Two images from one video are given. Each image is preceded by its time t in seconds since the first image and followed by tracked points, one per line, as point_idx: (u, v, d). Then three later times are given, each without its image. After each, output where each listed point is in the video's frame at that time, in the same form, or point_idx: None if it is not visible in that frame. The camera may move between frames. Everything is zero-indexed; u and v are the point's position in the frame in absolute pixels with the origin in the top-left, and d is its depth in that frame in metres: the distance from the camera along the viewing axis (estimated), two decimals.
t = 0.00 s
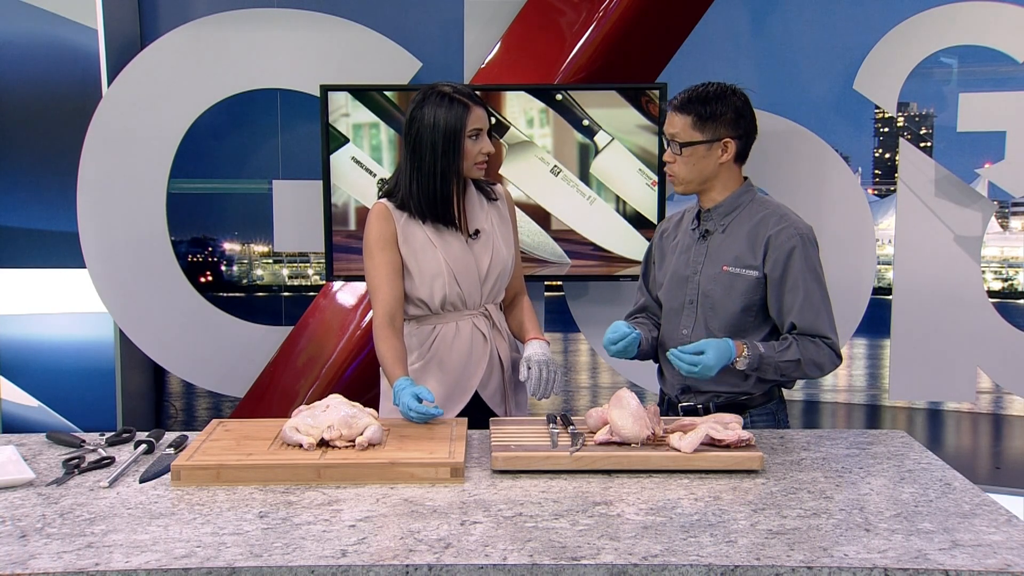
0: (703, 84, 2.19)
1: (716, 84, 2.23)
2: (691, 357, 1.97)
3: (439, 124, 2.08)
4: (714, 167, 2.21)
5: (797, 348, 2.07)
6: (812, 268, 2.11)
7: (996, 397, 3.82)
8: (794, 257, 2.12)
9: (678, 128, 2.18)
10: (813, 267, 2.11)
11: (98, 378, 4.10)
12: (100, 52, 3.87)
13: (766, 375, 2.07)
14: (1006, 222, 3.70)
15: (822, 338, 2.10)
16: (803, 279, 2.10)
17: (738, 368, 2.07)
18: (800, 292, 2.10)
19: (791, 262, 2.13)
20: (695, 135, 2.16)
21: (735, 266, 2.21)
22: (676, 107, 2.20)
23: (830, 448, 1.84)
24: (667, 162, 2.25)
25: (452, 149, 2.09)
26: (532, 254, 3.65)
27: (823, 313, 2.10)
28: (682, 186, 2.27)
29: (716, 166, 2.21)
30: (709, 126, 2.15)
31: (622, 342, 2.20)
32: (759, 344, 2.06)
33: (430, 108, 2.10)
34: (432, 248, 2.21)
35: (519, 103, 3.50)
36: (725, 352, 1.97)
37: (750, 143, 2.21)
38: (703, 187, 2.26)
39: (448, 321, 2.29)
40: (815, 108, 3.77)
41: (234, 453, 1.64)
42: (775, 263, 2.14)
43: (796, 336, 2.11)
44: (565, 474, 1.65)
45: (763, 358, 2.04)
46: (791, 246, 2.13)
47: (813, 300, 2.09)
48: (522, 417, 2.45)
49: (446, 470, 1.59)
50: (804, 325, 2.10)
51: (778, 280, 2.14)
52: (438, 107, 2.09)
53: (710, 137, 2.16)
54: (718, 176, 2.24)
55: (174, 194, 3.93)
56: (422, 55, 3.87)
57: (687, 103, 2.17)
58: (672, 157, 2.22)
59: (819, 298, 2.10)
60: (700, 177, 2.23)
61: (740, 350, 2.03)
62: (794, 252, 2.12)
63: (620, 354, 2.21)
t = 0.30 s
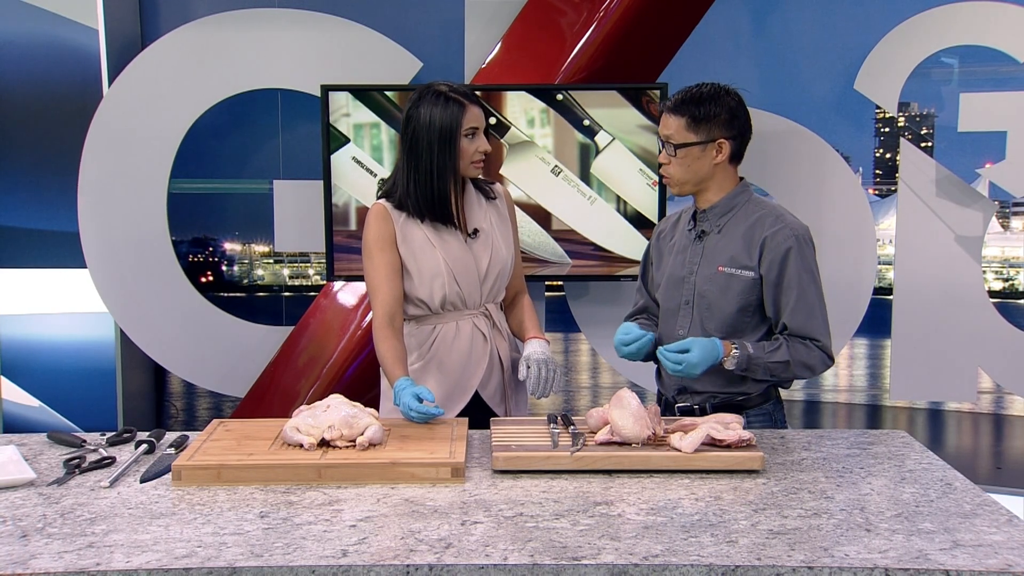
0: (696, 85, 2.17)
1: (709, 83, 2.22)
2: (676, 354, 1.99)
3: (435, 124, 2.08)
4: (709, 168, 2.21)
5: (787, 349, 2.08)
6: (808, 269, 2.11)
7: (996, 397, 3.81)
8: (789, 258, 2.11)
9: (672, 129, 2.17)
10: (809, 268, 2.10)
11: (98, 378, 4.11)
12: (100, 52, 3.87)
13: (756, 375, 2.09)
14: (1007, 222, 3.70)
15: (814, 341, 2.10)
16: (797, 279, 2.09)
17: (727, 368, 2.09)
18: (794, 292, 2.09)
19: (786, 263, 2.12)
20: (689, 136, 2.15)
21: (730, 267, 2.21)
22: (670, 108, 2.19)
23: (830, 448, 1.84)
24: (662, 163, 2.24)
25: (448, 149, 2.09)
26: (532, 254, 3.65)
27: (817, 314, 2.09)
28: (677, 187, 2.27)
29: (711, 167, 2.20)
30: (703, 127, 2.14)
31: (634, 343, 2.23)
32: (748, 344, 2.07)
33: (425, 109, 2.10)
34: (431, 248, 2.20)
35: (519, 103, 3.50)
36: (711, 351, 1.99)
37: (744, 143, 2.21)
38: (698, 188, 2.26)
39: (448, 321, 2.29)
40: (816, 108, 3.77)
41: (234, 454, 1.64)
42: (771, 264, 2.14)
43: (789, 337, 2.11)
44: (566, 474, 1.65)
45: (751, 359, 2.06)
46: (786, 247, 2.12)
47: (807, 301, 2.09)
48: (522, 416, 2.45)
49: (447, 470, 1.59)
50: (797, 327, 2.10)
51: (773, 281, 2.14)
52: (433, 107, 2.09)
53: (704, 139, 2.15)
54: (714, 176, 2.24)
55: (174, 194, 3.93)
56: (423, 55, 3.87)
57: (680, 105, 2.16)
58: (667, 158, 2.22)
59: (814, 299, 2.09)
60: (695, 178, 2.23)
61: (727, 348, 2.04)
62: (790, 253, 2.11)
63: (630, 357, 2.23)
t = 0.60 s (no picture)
0: (694, 86, 2.18)
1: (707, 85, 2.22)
2: (671, 353, 1.99)
3: (427, 124, 2.08)
4: (707, 169, 2.20)
5: (783, 349, 2.09)
6: (806, 269, 2.11)
7: (998, 397, 3.80)
8: (789, 258, 2.11)
9: (670, 131, 2.17)
10: (807, 268, 2.11)
11: (100, 377, 4.11)
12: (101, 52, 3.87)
13: (751, 374, 2.10)
14: (1008, 222, 3.69)
15: (810, 341, 2.11)
16: (797, 279, 2.09)
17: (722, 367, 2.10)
18: (793, 292, 2.09)
19: (785, 263, 2.13)
20: (686, 137, 2.15)
21: (729, 267, 2.21)
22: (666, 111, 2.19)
23: (832, 448, 1.84)
24: (660, 165, 2.24)
25: (440, 149, 2.10)
26: (533, 254, 3.65)
27: (815, 314, 2.10)
28: (676, 188, 2.27)
29: (708, 168, 2.19)
30: (700, 128, 2.14)
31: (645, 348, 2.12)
32: (743, 343, 2.08)
33: (416, 108, 2.11)
34: (428, 249, 2.21)
35: (521, 104, 3.50)
36: (706, 350, 2.00)
37: (742, 144, 2.20)
38: (696, 189, 2.25)
39: (445, 322, 2.29)
40: (817, 108, 3.76)
41: (236, 453, 1.65)
42: (770, 264, 2.14)
43: (788, 337, 2.11)
44: (567, 475, 1.65)
45: (747, 358, 2.07)
46: (785, 247, 2.12)
47: (806, 301, 2.09)
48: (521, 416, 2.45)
49: (449, 471, 1.59)
50: (795, 326, 2.10)
51: (772, 281, 2.14)
52: (426, 107, 2.10)
53: (701, 140, 2.15)
54: (711, 178, 2.23)
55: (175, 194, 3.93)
56: (423, 55, 3.86)
57: (677, 106, 2.16)
58: (665, 160, 2.22)
59: (812, 298, 2.09)
60: (693, 180, 2.23)
61: (722, 347, 2.05)
62: (789, 253, 2.12)
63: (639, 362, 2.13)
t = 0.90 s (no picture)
0: (685, 88, 2.15)
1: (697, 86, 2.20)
2: (669, 354, 2.00)
3: (422, 125, 2.10)
4: (705, 171, 2.19)
5: (781, 348, 2.08)
6: (803, 268, 2.10)
7: (999, 397, 3.79)
8: (786, 257, 2.11)
9: (666, 136, 2.14)
10: (805, 267, 2.10)
11: (101, 377, 4.11)
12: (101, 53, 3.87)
13: (749, 374, 2.09)
14: (1010, 222, 3.68)
15: (808, 340, 2.10)
16: (794, 278, 2.09)
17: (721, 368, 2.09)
18: (790, 292, 2.09)
19: (782, 262, 2.12)
20: (683, 141, 2.13)
21: (726, 268, 2.21)
22: (660, 114, 2.17)
23: (833, 448, 1.84)
24: (657, 170, 2.21)
25: (435, 150, 2.11)
26: (534, 254, 3.66)
27: (813, 313, 2.09)
28: (674, 192, 2.25)
29: (706, 169, 2.18)
30: (696, 131, 2.12)
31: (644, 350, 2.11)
32: (741, 343, 2.08)
33: (410, 109, 2.12)
34: (421, 248, 2.21)
35: (522, 103, 3.51)
36: (704, 350, 1.99)
37: (737, 142, 2.19)
38: (694, 191, 2.24)
39: (440, 321, 2.29)
40: (818, 109, 3.76)
41: (237, 453, 1.65)
42: (767, 264, 2.14)
43: (785, 336, 2.11)
44: (568, 474, 1.65)
45: (745, 358, 2.06)
46: (782, 246, 2.12)
47: (803, 300, 2.09)
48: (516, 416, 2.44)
49: (450, 470, 1.59)
50: (793, 326, 2.09)
51: (769, 281, 2.14)
52: (420, 108, 2.11)
53: (698, 143, 2.13)
54: (709, 178, 2.22)
55: (176, 194, 3.94)
56: (424, 55, 3.86)
57: (670, 110, 2.14)
58: (662, 165, 2.19)
59: (810, 297, 2.09)
60: (692, 183, 2.21)
61: (720, 347, 2.05)
62: (786, 252, 2.11)
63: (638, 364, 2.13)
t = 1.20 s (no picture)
0: (670, 92, 2.13)
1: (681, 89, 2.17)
2: (662, 357, 2.00)
3: (408, 126, 2.11)
4: (694, 174, 2.17)
5: (773, 347, 2.09)
6: (793, 265, 2.11)
7: (999, 397, 3.78)
8: (775, 256, 2.11)
9: (654, 141, 2.11)
10: (794, 264, 2.11)
11: (101, 377, 4.11)
12: (102, 52, 3.88)
13: (743, 373, 2.09)
14: (1010, 223, 3.68)
15: (799, 337, 2.11)
16: (784, 277, 2.09)
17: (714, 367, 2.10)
18: (781, 290, 2.09)
19: (771, 261, 2.12)
20: (672, 146, 2.10)
21: (715, 268, 2.21)
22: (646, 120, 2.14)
23: (834, 448, 1.84)
24: (646, 175, 2.18)
25: (422, 151, 2.12)
26: (534, 254, 3.66)
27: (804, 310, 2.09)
28: (665, 198, 2.21)
29: (695, 172, 2.16)
30: (685, 135, 2.10)
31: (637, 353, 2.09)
32: (734, 342, 2.08)
33: (399, 108, 2.13)
34: (417, 249, 2.21)
35: (522, 103, 3.51)
36: (697, 351, 2.00)
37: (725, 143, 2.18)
38: (684, 195, 2.22)
39: (436, 321, 2.29)
40: (818, 109, 3.76)
41: (237, 454, 1.65)
42: (756, 263, 2.14)
43: (777, 334, 2.11)
44: (568, 474, 1.65)
45: (737, 357, 2.06)
46: (771, 245, 2.12)
47: (794, 298, 2.09)
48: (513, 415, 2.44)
49: (450, 471, 1.59)
50: (783, 323, 2.10)
51: (759, 280, 2.14)
52: (407, 107, 2.12)
53: (687, 146, 2.11)
54: (698, 181, 2.20)
55: (176, 194, 3.94)
56: (424, 55, 3.86)
57: (657, 115, 2.11)
58: (651, 170, 2.16)
59: (800, 295, 2.09)
60: (682, 187, 2.18)
61: (711, 348, 2.05)
62: (775, 251, 2.11)
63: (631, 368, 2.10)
